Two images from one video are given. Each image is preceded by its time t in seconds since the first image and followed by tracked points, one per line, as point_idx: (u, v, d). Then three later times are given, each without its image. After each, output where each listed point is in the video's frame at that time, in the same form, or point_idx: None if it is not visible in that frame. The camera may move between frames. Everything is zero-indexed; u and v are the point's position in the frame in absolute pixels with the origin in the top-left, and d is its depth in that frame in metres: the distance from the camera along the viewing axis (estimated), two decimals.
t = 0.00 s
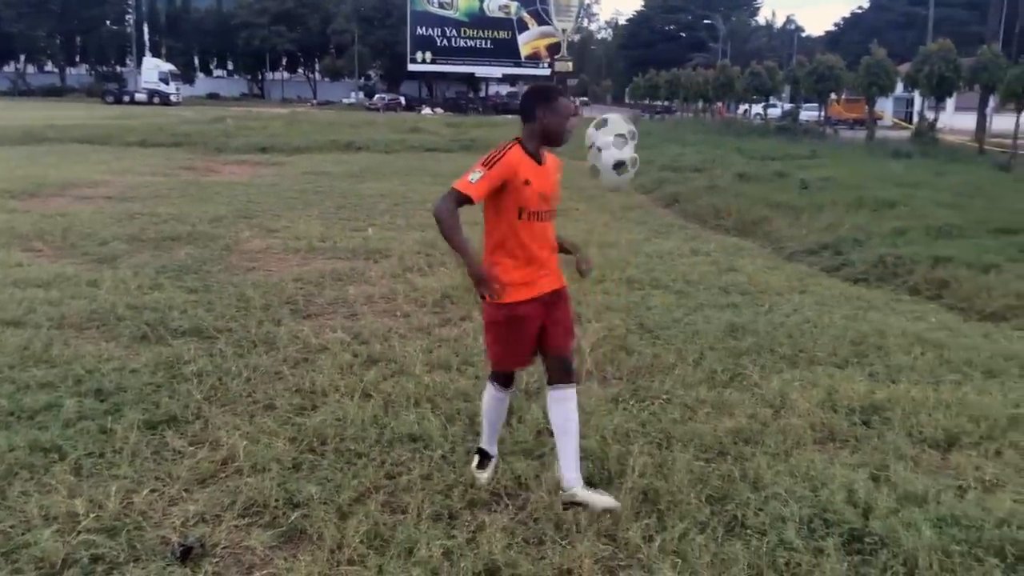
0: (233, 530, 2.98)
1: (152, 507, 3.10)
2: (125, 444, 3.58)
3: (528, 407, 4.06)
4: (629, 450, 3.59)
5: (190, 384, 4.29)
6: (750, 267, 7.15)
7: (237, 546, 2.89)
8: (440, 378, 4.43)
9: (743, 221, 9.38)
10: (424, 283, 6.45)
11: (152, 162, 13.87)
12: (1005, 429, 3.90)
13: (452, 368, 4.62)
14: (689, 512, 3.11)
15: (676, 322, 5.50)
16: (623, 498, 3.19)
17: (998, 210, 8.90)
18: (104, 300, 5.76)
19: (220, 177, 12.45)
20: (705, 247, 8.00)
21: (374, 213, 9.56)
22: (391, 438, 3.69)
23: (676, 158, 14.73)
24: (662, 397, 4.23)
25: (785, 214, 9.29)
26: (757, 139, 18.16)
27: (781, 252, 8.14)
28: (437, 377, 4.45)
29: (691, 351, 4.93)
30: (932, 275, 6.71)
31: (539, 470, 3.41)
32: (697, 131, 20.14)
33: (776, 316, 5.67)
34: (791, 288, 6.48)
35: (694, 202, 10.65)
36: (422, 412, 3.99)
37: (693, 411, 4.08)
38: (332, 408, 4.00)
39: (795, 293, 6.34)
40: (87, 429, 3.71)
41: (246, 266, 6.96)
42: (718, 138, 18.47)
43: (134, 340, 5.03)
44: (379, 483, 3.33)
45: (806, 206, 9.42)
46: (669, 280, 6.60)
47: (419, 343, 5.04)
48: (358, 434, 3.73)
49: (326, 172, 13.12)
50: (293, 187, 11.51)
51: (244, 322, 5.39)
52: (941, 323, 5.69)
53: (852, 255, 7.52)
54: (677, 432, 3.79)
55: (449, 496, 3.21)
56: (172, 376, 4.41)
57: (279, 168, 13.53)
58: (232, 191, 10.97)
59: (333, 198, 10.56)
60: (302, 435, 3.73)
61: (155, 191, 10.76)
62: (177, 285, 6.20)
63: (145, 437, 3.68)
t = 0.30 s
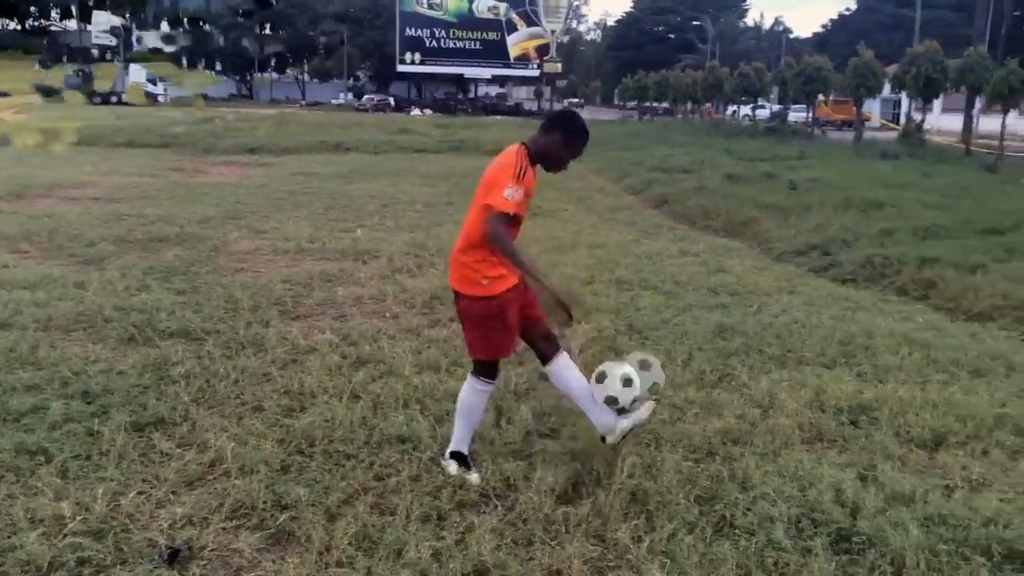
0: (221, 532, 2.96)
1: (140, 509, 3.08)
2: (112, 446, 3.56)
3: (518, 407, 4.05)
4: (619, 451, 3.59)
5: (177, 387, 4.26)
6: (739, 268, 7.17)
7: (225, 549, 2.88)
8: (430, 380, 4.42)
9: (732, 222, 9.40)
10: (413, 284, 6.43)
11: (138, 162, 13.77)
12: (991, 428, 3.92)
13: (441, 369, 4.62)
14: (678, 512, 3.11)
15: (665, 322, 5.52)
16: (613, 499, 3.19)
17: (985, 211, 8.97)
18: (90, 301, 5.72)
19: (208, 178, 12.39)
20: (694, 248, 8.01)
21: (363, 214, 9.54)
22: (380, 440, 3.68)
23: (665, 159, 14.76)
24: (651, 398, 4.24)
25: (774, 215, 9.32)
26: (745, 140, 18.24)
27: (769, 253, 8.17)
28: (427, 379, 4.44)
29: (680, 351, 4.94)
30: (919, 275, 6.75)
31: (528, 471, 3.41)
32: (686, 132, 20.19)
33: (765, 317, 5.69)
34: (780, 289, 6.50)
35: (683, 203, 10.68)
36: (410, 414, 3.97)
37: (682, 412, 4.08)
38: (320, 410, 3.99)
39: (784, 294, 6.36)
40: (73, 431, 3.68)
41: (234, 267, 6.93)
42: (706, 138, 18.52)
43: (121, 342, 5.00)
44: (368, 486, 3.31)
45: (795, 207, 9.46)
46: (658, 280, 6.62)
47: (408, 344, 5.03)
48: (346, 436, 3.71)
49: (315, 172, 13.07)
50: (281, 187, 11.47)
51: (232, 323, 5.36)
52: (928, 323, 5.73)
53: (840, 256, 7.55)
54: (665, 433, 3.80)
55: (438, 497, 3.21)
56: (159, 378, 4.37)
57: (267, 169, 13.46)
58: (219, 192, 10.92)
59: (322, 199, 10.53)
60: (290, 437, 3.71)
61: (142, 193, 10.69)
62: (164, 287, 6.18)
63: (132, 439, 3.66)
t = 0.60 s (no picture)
0: (216, 531, 2.96)
1: (135, 508, 3.08)
2: (106, 444, 3.55)
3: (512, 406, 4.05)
4: (614, 448, 3.60)
5: (171, 385, 4.25)
6: (733, 265, 7.17)
7: (220, 548, 2.88)
8: (425, 378, 4.41)
9: (725, 219, 9.41)
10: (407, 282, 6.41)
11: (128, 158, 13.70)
12: (984, 424, 3.95)
13: (435, 367, 4.61)
14: (673, 509, 3.11)
15: (659, 320, 5.52)
16: (607, 496, 3.19)
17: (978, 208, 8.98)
18: (80, 301, 5.69)
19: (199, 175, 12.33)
20: (688, 245, 8.01)
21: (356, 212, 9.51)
22: (374, 439, 3.68)
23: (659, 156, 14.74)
24: (647, 395, 4.25)
25: (767, 212, 9.33)
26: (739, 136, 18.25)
27: (763, 250, 8.18)
28: (422, 377, 4.43)
29: (675, 348, 4.94)
30: (913, 273, 6.77)
31: (523, 468, 3.39)
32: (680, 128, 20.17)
33: (759, 314, 5.69)
34: (774, 287, 6.51)
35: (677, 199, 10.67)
36: (405, 411, 3.96)
37: (676, 409, 4.09)
38: (315, 409, 3.99)
39: (778, 291, 6.38)
40: (67, 430, 3.68)
41: (226, 265, 6.90)
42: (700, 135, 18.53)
43: (114, 340, 4.98)
44: (363, 484, 3.31)
45: (788, 205, 9.46)
46: (652, 278, 6.61)
47: (403, 342, 5.02)
48: (341, 434, 3.71)
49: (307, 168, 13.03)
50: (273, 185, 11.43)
51: (225, 322, 5.35)
52: (922, 320, 5.74)
53: (834, 253, 7.57)
54: (659, 430, 3.80)
55: (433, 495, 3.22)
56: (153, 376, 4.37)
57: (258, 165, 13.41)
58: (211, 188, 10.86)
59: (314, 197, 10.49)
60: (285, 436, 3.71)
61: (132, 190, 10.63)
62: (157, 285, 6.16)
63: (126, 437, 3.65)
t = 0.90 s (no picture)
0: (214, 533, 2.96)
1: (134, 508, 3.10)
2: (107, 442, 3.56)
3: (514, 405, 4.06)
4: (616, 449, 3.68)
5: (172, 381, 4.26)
6: (733, 263, 7.17)
7: (219, 548, 2.88)
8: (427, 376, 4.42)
9: (725, 214, 9.39)
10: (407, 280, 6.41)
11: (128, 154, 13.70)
12: (985, 421, 3.94)
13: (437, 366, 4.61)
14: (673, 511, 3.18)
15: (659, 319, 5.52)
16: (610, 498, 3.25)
17: (978, 207, 8.98)
18: (81, 301, 5.69)
19: (200, 171, 12.33)
20: (689, 242, 8.00)
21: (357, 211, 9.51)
22: (376, 437, 3.67)
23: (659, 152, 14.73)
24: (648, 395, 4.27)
25: (767, 211, 9.32)
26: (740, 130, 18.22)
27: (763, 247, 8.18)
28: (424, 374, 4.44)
29: (675, 347, 4.94)
30: (913, 271, 6.76)
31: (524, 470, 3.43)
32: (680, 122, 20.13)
33: (760, 313, 5.69)
34: (774, 284, 6.51)
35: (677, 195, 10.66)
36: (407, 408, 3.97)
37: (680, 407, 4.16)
38: (317, 408, 4.00)
39: (778, 289, 6.37)
40: (69, 428, 3.69)
41: (225, 262, 6.90)
42: (700, 130, 18.52)
43: (115, 339, 4.98)
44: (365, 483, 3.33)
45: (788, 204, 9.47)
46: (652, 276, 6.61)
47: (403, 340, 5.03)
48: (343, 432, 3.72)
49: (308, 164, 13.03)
50: (274, 184, 11.44)
51: (226, 320, 5.35)
52: (923, 318, 5.74)
53: (835, 251, 7.56)
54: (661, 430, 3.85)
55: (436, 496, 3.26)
56: (154, 373, 4.37)
57: (258, 161, 13.39)
58: (211, 186, 10.85)
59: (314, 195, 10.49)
60: (288, 434, 3.73)
61: (132, 188, 10.62)
62: (158, 284, 6.16)
63: (127, 434, 3.67)
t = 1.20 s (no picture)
0: (215, 532, 2.96)
1: (133, 509, 3.09)
2: (106, 443, 3.56)
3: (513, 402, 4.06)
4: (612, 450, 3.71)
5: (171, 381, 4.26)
6: (732, 263, 7.17)
7: (220, 547, 2.88)
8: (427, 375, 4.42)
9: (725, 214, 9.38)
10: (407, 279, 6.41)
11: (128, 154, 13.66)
12: (985, 421, 3.94)
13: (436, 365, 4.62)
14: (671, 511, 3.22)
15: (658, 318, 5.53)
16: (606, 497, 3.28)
17: (977, 206, 8.97)
18: (80, 301, 5.67)
19: (199, 171, 12.30)
20: (689, 241, 8.00)
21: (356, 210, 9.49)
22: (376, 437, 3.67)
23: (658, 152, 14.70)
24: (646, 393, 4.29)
25: (767, 210, 9.31)
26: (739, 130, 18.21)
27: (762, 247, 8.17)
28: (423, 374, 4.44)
29: (674, 346, 4.95)
30: (914, 270, 6.75)
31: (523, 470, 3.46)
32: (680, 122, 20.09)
33: (759, 312, 5.70)
34: (772, 283, 6.51)
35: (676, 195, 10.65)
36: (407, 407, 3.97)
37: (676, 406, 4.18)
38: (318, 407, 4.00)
39: (777, 288, 6.37)
40: (68, 428, 3.69)
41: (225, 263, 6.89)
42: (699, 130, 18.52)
43: (115, 339, 4.98)
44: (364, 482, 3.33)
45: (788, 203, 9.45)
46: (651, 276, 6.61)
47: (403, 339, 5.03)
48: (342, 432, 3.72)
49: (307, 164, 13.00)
50: (273, 184, 11.42)
51: (226, 319, 5.35)
52: (921, 317, 5.74)
53: (834, 250, 7.55)
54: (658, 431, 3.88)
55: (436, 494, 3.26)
56: (154, 372, 4.37)
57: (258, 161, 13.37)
58: (210, 187, 10.83)
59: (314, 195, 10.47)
60: (287, 434, 3.73)
61: (132, 188, 10.59)
62: (157, 284, 6.15)
63: (127, 434, 3.67)
